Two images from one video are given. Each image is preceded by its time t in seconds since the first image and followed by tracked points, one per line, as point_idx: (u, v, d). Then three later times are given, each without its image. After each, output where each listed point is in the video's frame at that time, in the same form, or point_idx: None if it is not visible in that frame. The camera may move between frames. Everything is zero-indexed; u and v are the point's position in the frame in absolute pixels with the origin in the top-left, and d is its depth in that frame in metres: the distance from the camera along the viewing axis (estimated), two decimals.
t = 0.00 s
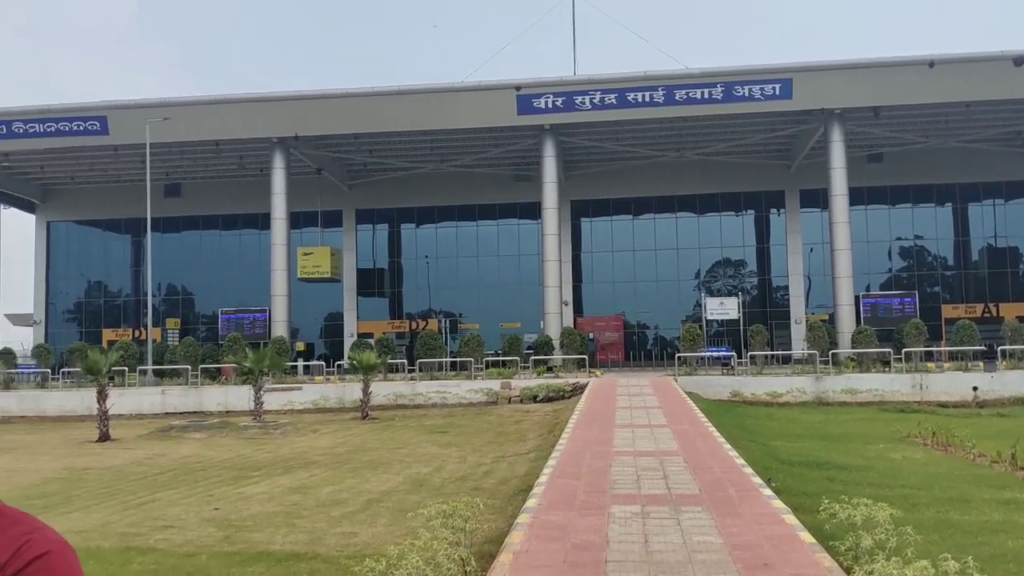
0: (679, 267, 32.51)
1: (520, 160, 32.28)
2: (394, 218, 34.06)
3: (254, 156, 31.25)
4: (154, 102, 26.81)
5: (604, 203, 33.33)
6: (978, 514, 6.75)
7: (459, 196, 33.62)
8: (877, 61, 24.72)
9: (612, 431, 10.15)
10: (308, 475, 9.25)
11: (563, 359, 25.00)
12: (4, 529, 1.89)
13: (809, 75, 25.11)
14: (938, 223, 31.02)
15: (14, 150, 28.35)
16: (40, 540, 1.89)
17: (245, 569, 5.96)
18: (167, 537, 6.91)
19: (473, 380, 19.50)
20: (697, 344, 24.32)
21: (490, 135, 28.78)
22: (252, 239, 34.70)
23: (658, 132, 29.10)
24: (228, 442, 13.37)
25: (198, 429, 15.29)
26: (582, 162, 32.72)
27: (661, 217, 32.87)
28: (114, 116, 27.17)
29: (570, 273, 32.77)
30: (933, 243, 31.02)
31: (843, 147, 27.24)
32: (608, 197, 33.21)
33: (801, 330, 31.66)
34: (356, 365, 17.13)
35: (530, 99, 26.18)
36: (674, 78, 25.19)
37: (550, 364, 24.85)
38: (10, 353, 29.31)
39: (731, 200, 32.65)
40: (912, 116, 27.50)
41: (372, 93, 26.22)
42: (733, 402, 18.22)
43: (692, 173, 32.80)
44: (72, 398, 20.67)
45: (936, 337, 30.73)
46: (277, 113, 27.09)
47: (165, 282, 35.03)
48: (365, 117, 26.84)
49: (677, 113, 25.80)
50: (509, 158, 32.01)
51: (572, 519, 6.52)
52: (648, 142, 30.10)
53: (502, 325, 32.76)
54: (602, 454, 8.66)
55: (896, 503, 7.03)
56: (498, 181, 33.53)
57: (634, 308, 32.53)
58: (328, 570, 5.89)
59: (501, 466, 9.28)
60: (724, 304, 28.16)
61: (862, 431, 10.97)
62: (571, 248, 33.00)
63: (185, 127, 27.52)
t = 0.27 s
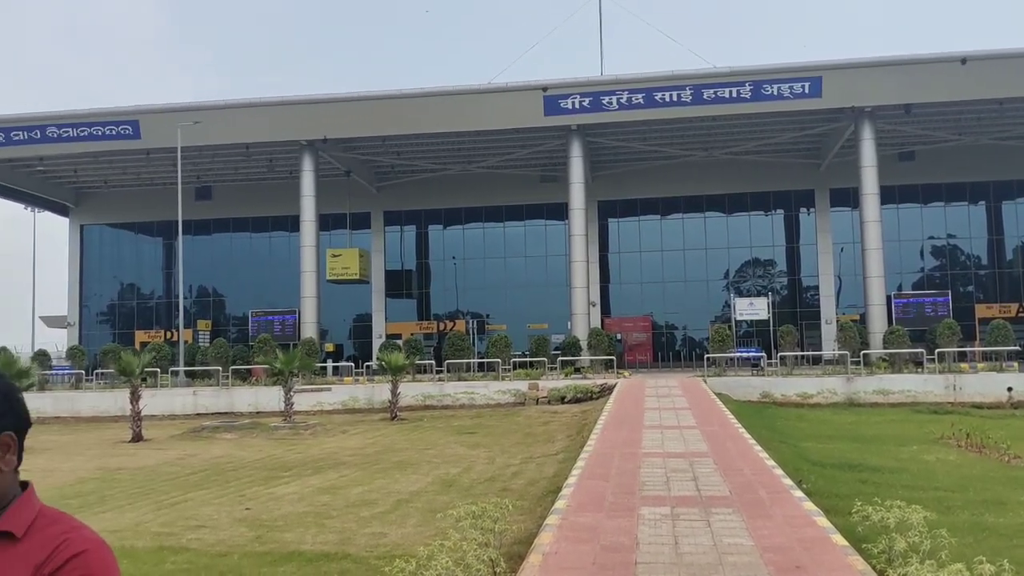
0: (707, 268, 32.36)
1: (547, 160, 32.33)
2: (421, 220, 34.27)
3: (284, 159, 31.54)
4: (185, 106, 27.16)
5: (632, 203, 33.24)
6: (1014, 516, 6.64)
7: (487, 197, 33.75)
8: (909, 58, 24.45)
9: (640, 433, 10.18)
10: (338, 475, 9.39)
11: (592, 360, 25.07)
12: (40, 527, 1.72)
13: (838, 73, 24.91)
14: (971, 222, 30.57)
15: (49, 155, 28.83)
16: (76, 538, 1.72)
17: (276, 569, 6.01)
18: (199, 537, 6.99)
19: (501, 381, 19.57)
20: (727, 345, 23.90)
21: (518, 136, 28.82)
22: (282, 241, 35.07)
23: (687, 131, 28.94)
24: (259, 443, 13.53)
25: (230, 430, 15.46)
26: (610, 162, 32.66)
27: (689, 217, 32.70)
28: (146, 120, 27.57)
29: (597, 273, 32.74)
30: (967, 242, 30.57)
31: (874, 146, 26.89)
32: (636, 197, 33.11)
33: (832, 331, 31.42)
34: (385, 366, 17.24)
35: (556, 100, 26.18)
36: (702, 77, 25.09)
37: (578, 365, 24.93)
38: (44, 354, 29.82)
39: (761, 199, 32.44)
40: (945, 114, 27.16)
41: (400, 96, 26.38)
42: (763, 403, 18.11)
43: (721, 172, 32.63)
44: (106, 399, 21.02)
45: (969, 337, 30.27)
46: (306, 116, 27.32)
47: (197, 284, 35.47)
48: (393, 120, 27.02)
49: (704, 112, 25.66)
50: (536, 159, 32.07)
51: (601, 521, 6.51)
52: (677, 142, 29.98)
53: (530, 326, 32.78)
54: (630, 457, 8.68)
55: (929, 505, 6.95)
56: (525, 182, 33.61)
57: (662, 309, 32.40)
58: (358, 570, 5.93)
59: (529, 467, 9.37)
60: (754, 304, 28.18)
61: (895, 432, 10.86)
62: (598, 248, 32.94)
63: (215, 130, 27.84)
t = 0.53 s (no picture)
0: (732, 268, 32.19)
1: (571, 161, 32.31)
2: (444, 221, 34.39)
3: (308, 161, 31.78)
4: (211, 109, 27.51)
5: (655, 203, 33.12)
6: None
7: (510, 198, 33.81)
8: (936, 55, 24.25)
9: (664, 434, 10.16)
10: (362, 475, 9.46)
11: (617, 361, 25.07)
12: (71, 527, 1.74)
13: (864, 71, 24.74)
14: (1000, 221, 30.17)
15: (77, 158, 29.22)
16: (108, 538, 1.75)
17: (303, 568, 6.05)
18: (226, 537, 7.05)
19: (524, 382, 19.59)
20: (751, 346, 24.17)
21: (541, 137, 28.82)
22: (307, 243, 35.36)
23: (711, 131, 28.80)
24: (286, 444, 13.65)
25: (255, 430, 15.57)
26: (633, 162, 32.57)
27: (713, 217, 32.53)
28: (173, 124, 27.93)
29: (621, 274, 32.69)
30: (996, 242, 30.17)
31: (901, 145, 26.62)
32: (660, 198, 32.97)
33: (858, 331, 31.18)
34: (409, 367, 17.30)
35: (580, 100, 26.20)
36: (726, 77, 25.02)
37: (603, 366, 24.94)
38: (73, 355, 30.26)
39: (786, 199, 32.23)
40: (973, 112, 26.82)
41: (423, 98, 26.55)
42: (789, 405, 17.98)
43: (746, 172, 32.45)
44: (133, 400, 21.29)
45: (999, 338, 29.85)
46: (330, 118, 27.55)
47: (223, 286, 35.85)
48: (416, 122, 27.14)
49: (728, 112, 25.55)
50: (559, 160, 32.04)
51: (626, 522, 6.50)
52: (701, 142, 29.86)
53: (553, 327, 32.78)
54: (654, 459, 8.66)
55: (959, 507, 6.86)
56: (548, 183, 33.63)
57: (686, 310, 32.27)
58: (385, 570, 5.95)
59: (554, 468, 9.39)
60: (779, 304, 28.16)
61: (924, 433, 10.75)
62: (622, 249, 32.82)
63: (240, 133, 28.13)
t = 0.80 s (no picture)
0: (753, 269, 32.03)
1: (589, 162, 32.26)
2: (463, 223, 34.48)
3: (328, 163, 31.97)
4: (233, 113, 27.78)
5: (675, 203, 32.99)
6: None
7: (529, 198, 33.83)
8: (959, 53, 24.01)
9: (685, 435, 10.13)
10: (383, 476, 9.51)
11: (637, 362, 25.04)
12: (95, 526, 1.76)
13: (886, 70, 24.51)
14: None
15: (100, 162, 29.58)
16: (129, 536, 1.77)
17: (325, 568, 6.07)
18: (248, 537, 7.10)
19: (544, 383, 19.59)
20: (773, 347, 24.06)
21: (560, 137, 28.80)
22: (327, 244, 35.57)
23: (732, 131, 28.65)
24: (307, 444, 13.75)
25: (277, 431, 15.69)
26: (652, 163, 32.46)
27: (734, 217, 32.36)
28: (194, 127, 28.21)
29: (641, 274, 32.58)
30: (1021, 241, 29.78)
31: (924, 144, 26.35)
32: (680, 198, 32.83)
33: (881, 332, 30.96)
34: (429, 368, 17.35)
35: (599, 101, 26.16)
36: (746, 77, 24.89)
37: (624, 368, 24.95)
38: (96, 356, 30.61)
39: (807, 199, 32.01)
40: (998, 110, 26.49)
41: (442, 100, 26.63)
42: (811, 406, 17.85)
43: (766, 172, 32.25)
44: (156, 400, 21.51)
45: None
46: (350, 121, 27.71)
47: (245, 288, 36.15)
48: (435, 124, 27.22)
49: (749, 112, 25.42)
50: (578, 160, 32.00)
51: (646, 524, 6.48)
52: (722, 141, 29.72)
53: (573, 328, 32.77)
54: (675, 460, 8.64)
55: (984, 509, 6.78)
56: (567, 184, 33.61)
57: (707, 311, 32.14)
58: (405, 571, 5.97)
59: (574, 469, 9.38)
60: (801, 305, 28.10)
61: (948, 435, 10.64)
62: (642, 250, 32.68)
63: (261, 135, 28.34)
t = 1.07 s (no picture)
0: (773, 269, 31.82)
1: (608, 163, 32.19)
2: (482, 224, 34.54)
3: (348, 165, 32.17)
4: (254, 115, 28.00)
5: (695, 204, 32.83)
6: None
7: (548, 199, 33.84)
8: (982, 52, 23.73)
9: (704, 437, 10.08)
10: (403, 476, 9.57)
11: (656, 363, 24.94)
12: (118, 524, 1.79)
13: (908, 69, 24.25)
14: None
15: (122, 164, 29.98)
16: (152, 533, 1.79)
17: (346, 568, 6.11)
18: (270, 537, 7.16)
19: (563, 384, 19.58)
20: (794, 348, 23.82)
21: (579, 138, 28.77)
22: (346, 246, 35.79)
23: (752, 131, 28.47)
24: (327, 445, 13.84)
25: (297, 432, 15.80)
26: (672, 163, 32.32)
27: (754, 217, 32.17)
28: (216, 129, 28.49)
29: (660, 275, 32.46)
30: None
31: (947, 143, 26.06)
32: (700, 199, 32.68)
33: (903, 333, 30.69)
34: (448, 369, 17.41)
35: (619, 101, 26.11)
36: (766, 77, 24.74)
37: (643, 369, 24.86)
38: (120, 357, 30.98)
39: (827, 199, 31.75)
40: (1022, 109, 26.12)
41: (460, 102, 26.68)
42: (832, 408, 17.68)
43: (787, 172, 32.02)
44: (178, 401, 21.74)
45: None
46: (370, 122, 27.84)
47: (265, 289, 36.42)
48: (454, 125, 27.29)
49: (769, 111, 25.29)
50: (597, 161, 31.95)
51: (667, 525, 6.46)
52: (743, 141, 29.55)
53: (592, 329, 32.75)
54: (695, 462, 8.61)
55: (1009, 511, 6.68)
56: (586, 186, 33.57)
57: (727, 312, 31.95)
58: (426, 571, 6.00)
59: (593, 470, 9.37)
60: (822, 305, 27.89)
61: (972, 436, 10.51)
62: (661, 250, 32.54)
63: (282, 137, 28.55)
